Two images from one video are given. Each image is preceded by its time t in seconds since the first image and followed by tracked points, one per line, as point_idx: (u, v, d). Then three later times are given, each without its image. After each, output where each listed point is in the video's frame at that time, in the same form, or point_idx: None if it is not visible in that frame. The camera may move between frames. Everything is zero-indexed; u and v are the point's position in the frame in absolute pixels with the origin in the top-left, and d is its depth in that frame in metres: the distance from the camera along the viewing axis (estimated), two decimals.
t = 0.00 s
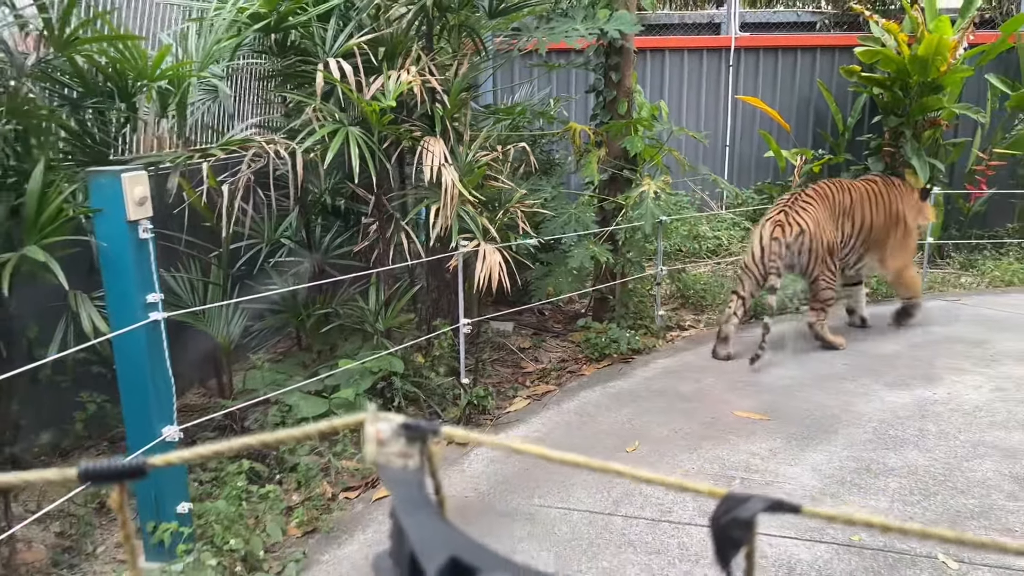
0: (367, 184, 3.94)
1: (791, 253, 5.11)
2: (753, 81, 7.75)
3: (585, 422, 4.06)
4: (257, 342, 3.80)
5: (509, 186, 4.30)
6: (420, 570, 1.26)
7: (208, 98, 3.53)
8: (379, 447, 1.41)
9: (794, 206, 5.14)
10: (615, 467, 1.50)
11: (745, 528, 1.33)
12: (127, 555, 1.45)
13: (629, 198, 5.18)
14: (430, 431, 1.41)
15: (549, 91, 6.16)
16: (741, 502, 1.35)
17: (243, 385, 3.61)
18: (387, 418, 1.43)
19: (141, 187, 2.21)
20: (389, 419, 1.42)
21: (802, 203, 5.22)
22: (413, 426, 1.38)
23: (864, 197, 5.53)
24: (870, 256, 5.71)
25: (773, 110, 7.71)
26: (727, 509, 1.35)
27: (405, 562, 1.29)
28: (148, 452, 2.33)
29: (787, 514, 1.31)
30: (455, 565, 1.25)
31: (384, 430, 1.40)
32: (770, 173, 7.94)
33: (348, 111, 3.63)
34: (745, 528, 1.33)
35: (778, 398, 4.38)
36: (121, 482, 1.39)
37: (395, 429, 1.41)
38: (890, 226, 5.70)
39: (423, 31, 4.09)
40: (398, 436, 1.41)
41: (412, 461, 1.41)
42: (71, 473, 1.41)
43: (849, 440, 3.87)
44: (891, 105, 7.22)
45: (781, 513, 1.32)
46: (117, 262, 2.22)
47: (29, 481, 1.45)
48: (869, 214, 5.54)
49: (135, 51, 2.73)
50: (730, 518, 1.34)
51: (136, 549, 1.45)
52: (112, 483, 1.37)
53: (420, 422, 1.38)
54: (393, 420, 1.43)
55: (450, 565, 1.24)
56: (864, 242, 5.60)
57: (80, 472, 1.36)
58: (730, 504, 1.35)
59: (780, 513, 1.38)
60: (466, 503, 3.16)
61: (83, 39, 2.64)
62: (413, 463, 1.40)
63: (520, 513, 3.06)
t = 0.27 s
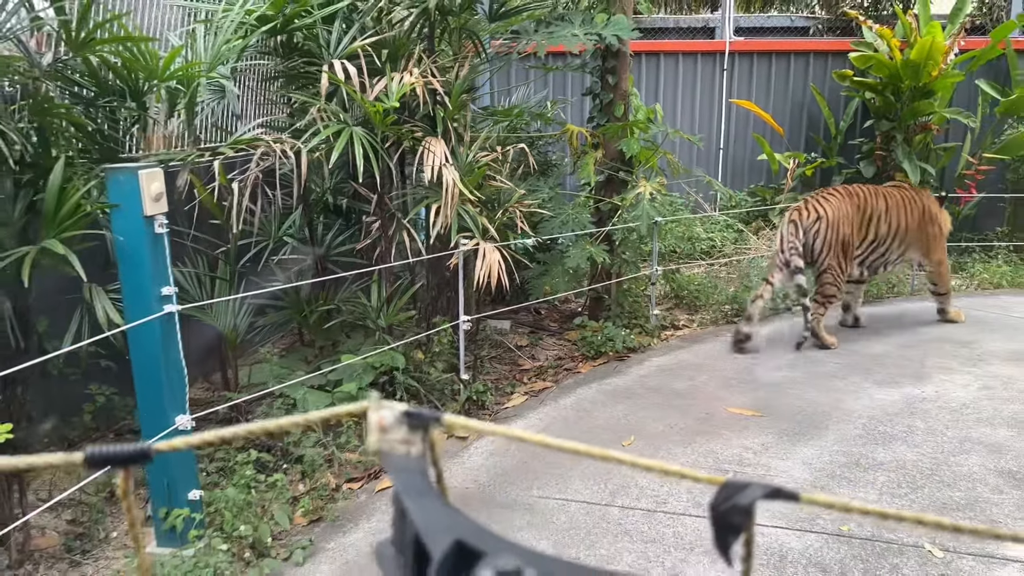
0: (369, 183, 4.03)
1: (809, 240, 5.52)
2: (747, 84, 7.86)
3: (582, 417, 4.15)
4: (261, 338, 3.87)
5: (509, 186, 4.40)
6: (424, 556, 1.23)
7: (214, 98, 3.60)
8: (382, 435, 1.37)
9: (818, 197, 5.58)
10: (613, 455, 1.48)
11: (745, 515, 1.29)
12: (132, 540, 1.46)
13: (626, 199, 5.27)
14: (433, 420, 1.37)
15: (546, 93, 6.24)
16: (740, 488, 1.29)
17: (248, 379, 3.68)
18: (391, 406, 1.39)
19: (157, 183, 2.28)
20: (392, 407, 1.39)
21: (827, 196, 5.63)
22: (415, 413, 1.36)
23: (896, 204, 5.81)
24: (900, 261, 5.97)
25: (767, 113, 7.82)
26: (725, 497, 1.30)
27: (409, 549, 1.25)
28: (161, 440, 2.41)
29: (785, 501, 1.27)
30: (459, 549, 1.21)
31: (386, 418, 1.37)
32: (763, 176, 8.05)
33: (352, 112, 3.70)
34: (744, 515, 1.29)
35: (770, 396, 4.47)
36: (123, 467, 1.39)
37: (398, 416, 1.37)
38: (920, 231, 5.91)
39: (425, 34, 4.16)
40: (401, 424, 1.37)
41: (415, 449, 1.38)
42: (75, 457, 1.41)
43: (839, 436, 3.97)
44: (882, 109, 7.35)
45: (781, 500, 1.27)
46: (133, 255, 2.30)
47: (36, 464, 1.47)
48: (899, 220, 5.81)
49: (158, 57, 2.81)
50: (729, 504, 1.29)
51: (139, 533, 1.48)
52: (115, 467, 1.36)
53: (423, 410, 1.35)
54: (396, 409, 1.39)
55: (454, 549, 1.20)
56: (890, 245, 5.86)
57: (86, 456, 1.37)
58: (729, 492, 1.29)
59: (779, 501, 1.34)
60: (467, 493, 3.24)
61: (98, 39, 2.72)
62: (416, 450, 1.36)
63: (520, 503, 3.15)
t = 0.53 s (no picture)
0: (368, 183, 4.06)
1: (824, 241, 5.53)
2: (740, 88, 7.95)
3: (577, 415, 4.21)
4: (261, 336, 3.92)
5: (507, 188, 4.47)
6: (410, 563, 1.14)
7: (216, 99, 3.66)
8: (368, 438, 1.31)
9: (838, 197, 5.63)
10: (599, 458, 1.39)
11: (729, 518, 1.20)
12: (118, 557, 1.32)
13: (621, 201, 5.34)
14: (420, 422, 1.30)
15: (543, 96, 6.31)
16: (724, 492, 1.20)
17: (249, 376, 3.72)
18: (377, 409, 1.33)
19: (165, 182, 2.34)
20: (379, 410, 1.32)
21: (847, 195, 5.68)
22: (401, 415, 1.30)
23: (917, 204, 5.87)
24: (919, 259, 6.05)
25: (760, 117, 7.91)
26: (710, 500, 1.21)
27: (394, 556, 1.17)
28: (167, 433, 2.46)
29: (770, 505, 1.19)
30: (443, 555, 1.12)
31: (372, 421, 1.30)
32: (756, 179, 8.14)
33: (352, 114, 3.76)
34: (730, 519, 1.20)
35: (762, 395, 4.55)
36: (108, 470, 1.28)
37: (384, 419, 1.31)
38: (939, 229, 6.06)
39: (424, 37, 4.22)
40: (387, 428, 1.31)
41: (402, 453, 1.31)
42: (56, 460, 1.29)
43: (829, 433, 4.04)
44: (874, 114, 7.45)
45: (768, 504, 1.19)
46: (141, 253, 2.35)
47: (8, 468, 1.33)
48: (918, 220, 5.88)
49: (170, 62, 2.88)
50: (713, 508, 1.20)
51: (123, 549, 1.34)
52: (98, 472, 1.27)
53: (409, 411, 1.29)
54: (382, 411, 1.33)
55: (438, 555, 1.12)
56: (910, 244, 5.93)
57: (67, 460, 1.26)
58: (713, 495, 1.21)
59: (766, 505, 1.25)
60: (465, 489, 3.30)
61: (105, 43, 2.78)
62: (402, 453, 1.29)
63: (516, 498, 3.21)
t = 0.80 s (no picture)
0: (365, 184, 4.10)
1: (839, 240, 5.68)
2: (732, 91, 8.03)
3: (571, 414, 4.26)
4: (259, 335, 3.95)
5: (502, 189, 4.53)
6: (395, 565, 1.19)
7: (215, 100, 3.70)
8: (354, 441, 1.32)
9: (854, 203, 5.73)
10: (587, 460, 1.38)
11: (716, 520, 1.20)
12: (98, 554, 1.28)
13: (614, 202, 5.40)
14: (406, 426, 1.32)
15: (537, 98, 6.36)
16: (713, 495, 1.22)
17: (248, 374, 3.77)
18: (363, 411, 1.33)
19: (169, 182, 2.38)
20: (365, 413, 1.33)
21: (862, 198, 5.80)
22: (388, 419, 1.30)
23: (924, 205, 6.03)
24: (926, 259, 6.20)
25: (752, 119, 7.99)
26: (697, 502, 1.22)
27: (379, 558, 1.22)
28: (168, 428, 2.50)
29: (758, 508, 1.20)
30: (429, 559, 1.17)
31: (358, 424, 1.31)
32: (748, 181, 8.22)
33: (350, 115, 3.81)
34: (718, 522, 1.21)
35: (753, 395, 4.61)
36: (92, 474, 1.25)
37: (370, 422, 1.32)
38: (943, 229, 6.22)
39: (421, 39, 4.27)
40: (374, 431, 1.32)
41: (387, 455, 1.33)
42: (37, 463, 1.27)
43: (819, 432, 4.11)
44: (864, 117, 7.52)
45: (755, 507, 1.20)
46: (145, 250, 2.39)
47: None
48: (928, 219, 6.03)
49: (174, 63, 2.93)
50: (701, 511, 1.21)
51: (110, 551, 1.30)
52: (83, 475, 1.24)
53: (397, 415, 1.31)
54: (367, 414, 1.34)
55: (424, 560, 1.17)
56: (917, 244, 6.09)
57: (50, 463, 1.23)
58: (701, 498, 1.22)
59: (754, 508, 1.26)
60: (461, 486, 3.35)
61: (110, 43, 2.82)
62: (390, 456, 1.32)
63: (512, 494, 3.26)
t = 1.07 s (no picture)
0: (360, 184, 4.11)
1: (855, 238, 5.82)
2: (724, 93, 8.10)
3: (565, 412, 4.31)
4: (255, 335, 3.98)
5: (497, 189, 4.57)
6: (383, 566, 1.18)
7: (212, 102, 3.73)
8: (343, 443, 1.35)
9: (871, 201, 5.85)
10: (579, 461, 1.44)
11: (708, 521, 1.25)
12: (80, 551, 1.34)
13: (608, 202, 5.45)
14: (396, 426, 1.35)
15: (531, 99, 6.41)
16: (705, 495, 1.27)
17: (245, 373, 3.80)
18: (352, 413, 1.37)
19: (170, 182, 2.41)
20: (354, 415, 1.37)
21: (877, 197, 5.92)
22: (378, 419, 1.34)
23: (928, 205, 6.18)
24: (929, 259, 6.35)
25: (743, 121, 8.06)
26: (690, 503, 1.27)
27: (367, 560, 1.21)
28: (169, 425, 2.53)
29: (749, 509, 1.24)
30: (419, 559, 1.17)
31: (347, 425, 1.35)
32: (739, 182, 8.29)
33: (346, 116, 3.84)
34: (709, 522, 1.25)
35: (744, 393, 4.67)
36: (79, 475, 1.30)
37: (359, 423, 1.35)
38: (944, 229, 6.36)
39: (416, 41, 4.30)
40: (363, 432, 1.35)
41: (376, 456, 1.35)
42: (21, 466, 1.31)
43: (809, 429, 4.16)
44: (854, 119, 7.60)
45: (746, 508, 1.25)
46: (145, 249, 2.43)
47: None
48: (935, 217, 6.20)
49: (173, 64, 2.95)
50: (693, 511, 1.26)
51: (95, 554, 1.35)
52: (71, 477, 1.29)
53: (385, 415, 1.34)
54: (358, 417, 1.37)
55: (412, 560, 1.16)
56: (921, 242, 6.23)
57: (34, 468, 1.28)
58: (693, 498, 1.26)
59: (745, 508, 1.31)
60: (457, 483, 3.39)
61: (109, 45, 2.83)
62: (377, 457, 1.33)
63: (507, 491, 3.31)
